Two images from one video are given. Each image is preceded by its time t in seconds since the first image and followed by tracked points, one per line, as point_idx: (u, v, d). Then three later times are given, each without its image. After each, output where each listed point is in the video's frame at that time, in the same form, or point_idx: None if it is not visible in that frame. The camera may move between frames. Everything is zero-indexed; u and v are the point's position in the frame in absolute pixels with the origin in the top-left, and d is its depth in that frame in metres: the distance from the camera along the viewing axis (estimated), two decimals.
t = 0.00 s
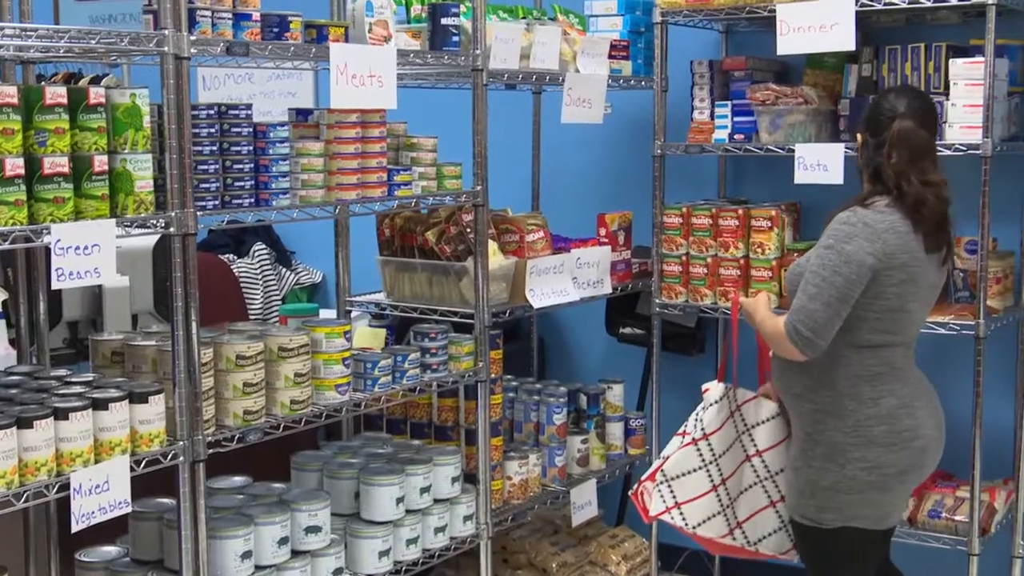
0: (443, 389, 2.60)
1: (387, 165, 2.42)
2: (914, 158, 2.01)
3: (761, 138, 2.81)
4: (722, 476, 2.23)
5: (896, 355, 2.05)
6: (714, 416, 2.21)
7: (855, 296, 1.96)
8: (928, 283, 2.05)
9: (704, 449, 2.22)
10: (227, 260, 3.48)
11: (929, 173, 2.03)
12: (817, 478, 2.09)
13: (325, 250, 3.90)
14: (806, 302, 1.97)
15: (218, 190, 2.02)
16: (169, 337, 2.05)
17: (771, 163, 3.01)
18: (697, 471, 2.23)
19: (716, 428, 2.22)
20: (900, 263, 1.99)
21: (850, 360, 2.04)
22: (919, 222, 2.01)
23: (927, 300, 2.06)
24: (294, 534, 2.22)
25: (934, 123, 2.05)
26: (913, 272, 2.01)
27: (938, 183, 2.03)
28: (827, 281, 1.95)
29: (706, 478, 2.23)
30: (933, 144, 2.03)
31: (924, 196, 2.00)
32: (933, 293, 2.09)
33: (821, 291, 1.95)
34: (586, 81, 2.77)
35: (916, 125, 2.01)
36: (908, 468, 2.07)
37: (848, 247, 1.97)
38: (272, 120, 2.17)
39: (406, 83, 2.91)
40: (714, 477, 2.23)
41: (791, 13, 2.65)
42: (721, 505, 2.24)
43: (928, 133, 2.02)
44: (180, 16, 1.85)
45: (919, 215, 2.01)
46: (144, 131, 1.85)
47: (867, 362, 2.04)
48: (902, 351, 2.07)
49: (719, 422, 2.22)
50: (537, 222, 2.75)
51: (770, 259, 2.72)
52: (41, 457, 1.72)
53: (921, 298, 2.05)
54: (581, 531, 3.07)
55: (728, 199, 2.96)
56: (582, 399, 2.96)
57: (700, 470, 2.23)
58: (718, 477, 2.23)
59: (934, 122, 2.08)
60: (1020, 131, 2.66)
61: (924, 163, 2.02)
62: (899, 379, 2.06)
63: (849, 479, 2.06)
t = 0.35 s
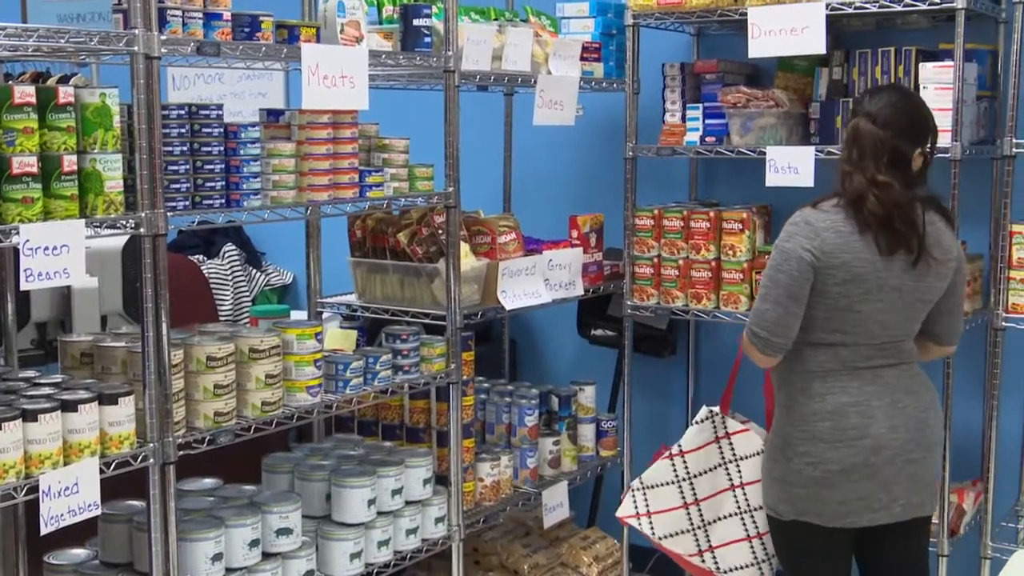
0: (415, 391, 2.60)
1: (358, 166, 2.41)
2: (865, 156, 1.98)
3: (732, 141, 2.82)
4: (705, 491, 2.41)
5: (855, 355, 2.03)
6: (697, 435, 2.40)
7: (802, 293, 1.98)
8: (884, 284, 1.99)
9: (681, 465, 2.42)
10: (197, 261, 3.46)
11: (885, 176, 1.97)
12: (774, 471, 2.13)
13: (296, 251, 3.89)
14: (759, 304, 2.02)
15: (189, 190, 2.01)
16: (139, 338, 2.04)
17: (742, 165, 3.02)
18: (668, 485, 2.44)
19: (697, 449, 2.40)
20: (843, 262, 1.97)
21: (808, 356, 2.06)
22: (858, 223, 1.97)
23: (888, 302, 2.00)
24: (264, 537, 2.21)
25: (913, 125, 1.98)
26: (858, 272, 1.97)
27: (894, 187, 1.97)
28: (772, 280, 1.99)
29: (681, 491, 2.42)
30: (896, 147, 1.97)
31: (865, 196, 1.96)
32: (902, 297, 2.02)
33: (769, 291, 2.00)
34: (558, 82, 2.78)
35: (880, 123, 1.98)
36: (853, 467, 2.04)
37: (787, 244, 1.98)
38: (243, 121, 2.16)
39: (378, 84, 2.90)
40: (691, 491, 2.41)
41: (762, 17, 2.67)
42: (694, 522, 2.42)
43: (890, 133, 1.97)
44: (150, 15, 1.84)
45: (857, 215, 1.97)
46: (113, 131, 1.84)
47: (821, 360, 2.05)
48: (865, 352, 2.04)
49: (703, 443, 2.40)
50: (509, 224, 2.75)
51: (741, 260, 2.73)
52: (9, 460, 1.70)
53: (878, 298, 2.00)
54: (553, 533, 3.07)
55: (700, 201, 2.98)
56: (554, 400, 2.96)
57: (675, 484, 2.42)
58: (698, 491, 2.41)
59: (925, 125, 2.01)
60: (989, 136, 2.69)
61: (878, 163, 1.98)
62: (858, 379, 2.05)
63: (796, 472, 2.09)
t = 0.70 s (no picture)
0: (386, 391, 2.59)
1: (329, 165, 2.41)
2: (852, 150, 1.87)
3: (703, 140, 2.83)
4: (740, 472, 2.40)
5: (845, 356, 1.90)
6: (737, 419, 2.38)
7: (782, 291, 1.90)
8: (867, 284, 1.85)
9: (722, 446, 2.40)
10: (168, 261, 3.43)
11: (871, 170, 1.84)
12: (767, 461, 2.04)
13: (266, 251, 3.87)
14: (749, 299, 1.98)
15: (159, 189, 2.00)
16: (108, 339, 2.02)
17: (713, 164, 3.03)
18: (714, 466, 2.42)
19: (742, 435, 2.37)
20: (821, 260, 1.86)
21: (803, 353, 1.96)
22: (838, 218, 1.85)
23: (876, 302, 1.85)
24: (235, 538, 2.20)
25: (909, 119, 1.85)
26: (838, 270, 1.85)
27: (879, 182, 1.83)
28: (755, 276, 1.94)
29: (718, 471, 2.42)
30: (886, 140, 1.84)
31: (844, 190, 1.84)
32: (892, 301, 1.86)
33: (754, 288, 1.95)
34: (530, 82, 2.78)
35: (872, 116, 1.86)
36: (832, 467, 1.91)
37: (768, 241, 1.91)
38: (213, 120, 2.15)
39: (350, 83, 2.89)
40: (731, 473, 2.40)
41: (733, 16, 2.68)
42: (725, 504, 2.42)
43: (880, 125, 1.85)
44: (119, 13, 1.82)
45: (837, 210, 1.85)
46: (82, 130, 1.82)
47: (814, 358, 1.94)
48: (858, 353, 1.90)
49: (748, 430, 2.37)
50: (480, 223, 2.75)
51: (711, 259, 2.75)
52: None
53: (864, 298, 1.86)
54: (524, 532, 3.06)
55: (671, 200, 2.99)
56: (525, 399, 2.96)
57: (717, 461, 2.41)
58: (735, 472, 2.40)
59: (927, 122, 1.87)
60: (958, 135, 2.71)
61: (865, 157, 1.86)
62: (846, 379, 1.90)
63: (784, 466, 1.98)
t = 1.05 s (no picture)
0: (323, 393, 2.58)
1: (264, 166, 2.39)
2: (820, 142, 1.88)
3: (639, 141, 2.86)
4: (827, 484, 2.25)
5: (806, 361, 1.94)
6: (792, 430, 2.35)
7: (746, 295, 1.97)
8: (816, 287, 1.87)
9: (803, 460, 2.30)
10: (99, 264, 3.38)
11: (837, 163, 1.86)
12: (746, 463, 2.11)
13: (201, 253, 3.83)
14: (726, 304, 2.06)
15: (89, 191, 1.97)
16: (38, 343, 1.98)
17: (649, 164, 3.06)
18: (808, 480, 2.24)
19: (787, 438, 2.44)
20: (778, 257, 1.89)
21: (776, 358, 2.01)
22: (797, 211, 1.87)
23: (826, 307, 1.88)
24: (169, 543, 2.17)
25: (876, 117, 1.87)
26: (787, 270, 1.89)
27: (841, 175, 1.85)
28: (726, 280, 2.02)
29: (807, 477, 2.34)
30: (851, 134, 1.86)
31: (807, 182, 1.86)
32: (844, 303, 1.86)
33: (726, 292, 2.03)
34: (465, 83, 2.78)
35: (841, 112, 1.88)
36: (785, 473, 1.96)
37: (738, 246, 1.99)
38: (145, 121, 2.12)
39: (284, 84, 2.87)
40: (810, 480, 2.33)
41: (667, 17, 2.71)
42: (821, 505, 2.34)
43: (848, 119, 1.86)
44: (48, 13, 1.79)
45: (798, 203, 1.87)
46: (10, 132, 1.78)
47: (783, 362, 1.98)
48: (819, 358, 1.92)
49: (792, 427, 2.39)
50: (417, 224, 2.75)
51: (647, 258, 2.79)
52: None
53: (818, 299, 1.88)
54: (463, 533, 3.07)
55: (607, 200, 3.01)
56: (463, 400, 2.96)
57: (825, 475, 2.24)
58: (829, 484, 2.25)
59: (895, 122, 1.88)
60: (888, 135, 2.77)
61: (833, 150, 1.87)
62: (807, 385, 1.94)
63: (755, 468, 2.03)
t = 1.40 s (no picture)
0: (241, 393, 2.55)
1: (180, 164, 2.35)
2: (765, 131, 1.95)
3: (559, 139, 2.88)
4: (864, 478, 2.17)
5: (732, 357, 2.04)
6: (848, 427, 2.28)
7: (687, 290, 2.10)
8: (726, 286, 1.97)
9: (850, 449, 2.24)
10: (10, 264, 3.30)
11: (775, 155, 1.93)
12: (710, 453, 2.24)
13: (117, 253, 3.75)
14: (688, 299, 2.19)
15: None
16: None
17: (569, 162, 3.08)
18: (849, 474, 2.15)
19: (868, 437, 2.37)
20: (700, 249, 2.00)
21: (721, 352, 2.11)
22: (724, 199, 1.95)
23: (735, 306, 1.97)
24: (84, 546, 2.13)
25: (818, 119, 1.94)
26: (706, 265, 2.00)
27: (777, 168, 1.92)
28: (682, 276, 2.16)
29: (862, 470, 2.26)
30: (790, 130, 1.93)
31: (745, 170, 1.94)
32: (752, 302, 1.94)
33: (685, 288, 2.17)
34: (385, 81, 2.77)
35: (790, 107, 1.95)
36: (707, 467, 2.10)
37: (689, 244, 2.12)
38: (57, 118, 2.07)
39: (201, 81, 2.83)
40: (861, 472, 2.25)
41: (587, 16, 2.74)
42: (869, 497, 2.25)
43: (790, 115, 1.94)
44: None
45: (731, 192, 1.96)
46: None
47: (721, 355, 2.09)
48: (742, 354, 2.02)
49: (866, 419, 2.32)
50: (337, 223, 2.73)
51: (568, 256, 2.81)
52: None
53: (730, 297, 1.97)
54: (385, 532, 3.06)
55: (528, 198, 3.02)
56: (384, 399, 2.95)
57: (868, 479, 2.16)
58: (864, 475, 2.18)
59: (834, 128, 1.95)
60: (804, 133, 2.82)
61: (775, 141, 1.94)
62: (731, 382, 2.04)
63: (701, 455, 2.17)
